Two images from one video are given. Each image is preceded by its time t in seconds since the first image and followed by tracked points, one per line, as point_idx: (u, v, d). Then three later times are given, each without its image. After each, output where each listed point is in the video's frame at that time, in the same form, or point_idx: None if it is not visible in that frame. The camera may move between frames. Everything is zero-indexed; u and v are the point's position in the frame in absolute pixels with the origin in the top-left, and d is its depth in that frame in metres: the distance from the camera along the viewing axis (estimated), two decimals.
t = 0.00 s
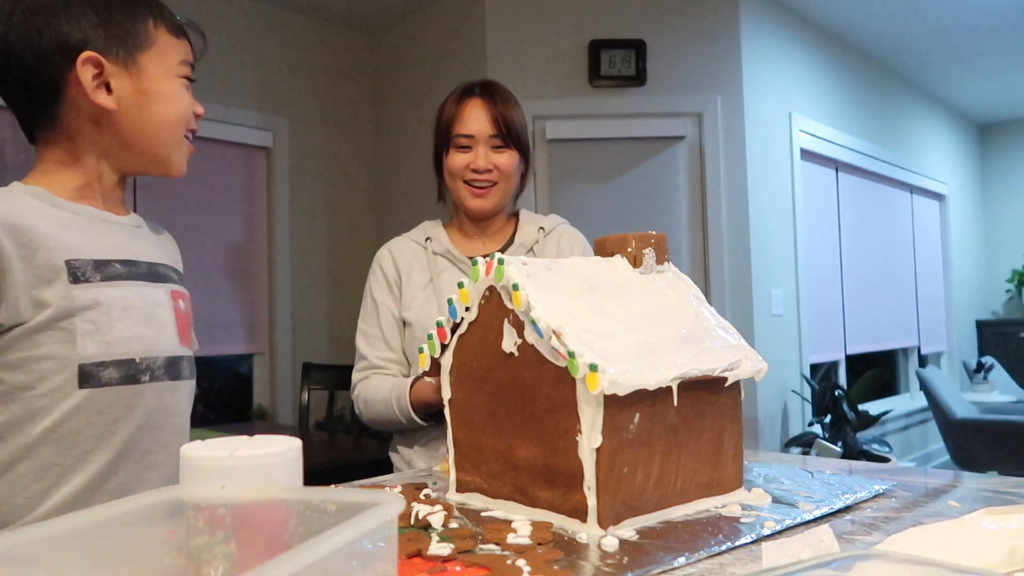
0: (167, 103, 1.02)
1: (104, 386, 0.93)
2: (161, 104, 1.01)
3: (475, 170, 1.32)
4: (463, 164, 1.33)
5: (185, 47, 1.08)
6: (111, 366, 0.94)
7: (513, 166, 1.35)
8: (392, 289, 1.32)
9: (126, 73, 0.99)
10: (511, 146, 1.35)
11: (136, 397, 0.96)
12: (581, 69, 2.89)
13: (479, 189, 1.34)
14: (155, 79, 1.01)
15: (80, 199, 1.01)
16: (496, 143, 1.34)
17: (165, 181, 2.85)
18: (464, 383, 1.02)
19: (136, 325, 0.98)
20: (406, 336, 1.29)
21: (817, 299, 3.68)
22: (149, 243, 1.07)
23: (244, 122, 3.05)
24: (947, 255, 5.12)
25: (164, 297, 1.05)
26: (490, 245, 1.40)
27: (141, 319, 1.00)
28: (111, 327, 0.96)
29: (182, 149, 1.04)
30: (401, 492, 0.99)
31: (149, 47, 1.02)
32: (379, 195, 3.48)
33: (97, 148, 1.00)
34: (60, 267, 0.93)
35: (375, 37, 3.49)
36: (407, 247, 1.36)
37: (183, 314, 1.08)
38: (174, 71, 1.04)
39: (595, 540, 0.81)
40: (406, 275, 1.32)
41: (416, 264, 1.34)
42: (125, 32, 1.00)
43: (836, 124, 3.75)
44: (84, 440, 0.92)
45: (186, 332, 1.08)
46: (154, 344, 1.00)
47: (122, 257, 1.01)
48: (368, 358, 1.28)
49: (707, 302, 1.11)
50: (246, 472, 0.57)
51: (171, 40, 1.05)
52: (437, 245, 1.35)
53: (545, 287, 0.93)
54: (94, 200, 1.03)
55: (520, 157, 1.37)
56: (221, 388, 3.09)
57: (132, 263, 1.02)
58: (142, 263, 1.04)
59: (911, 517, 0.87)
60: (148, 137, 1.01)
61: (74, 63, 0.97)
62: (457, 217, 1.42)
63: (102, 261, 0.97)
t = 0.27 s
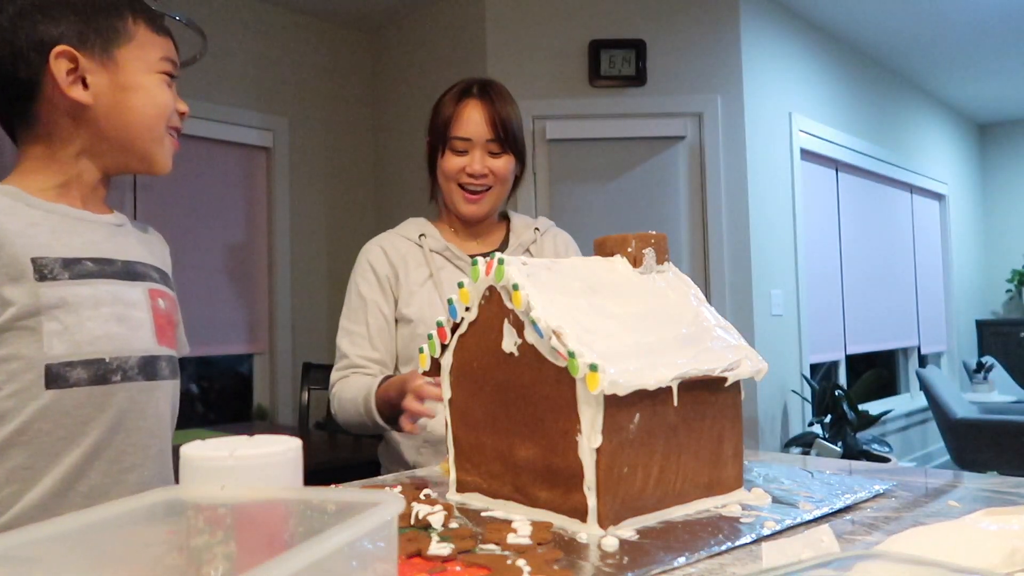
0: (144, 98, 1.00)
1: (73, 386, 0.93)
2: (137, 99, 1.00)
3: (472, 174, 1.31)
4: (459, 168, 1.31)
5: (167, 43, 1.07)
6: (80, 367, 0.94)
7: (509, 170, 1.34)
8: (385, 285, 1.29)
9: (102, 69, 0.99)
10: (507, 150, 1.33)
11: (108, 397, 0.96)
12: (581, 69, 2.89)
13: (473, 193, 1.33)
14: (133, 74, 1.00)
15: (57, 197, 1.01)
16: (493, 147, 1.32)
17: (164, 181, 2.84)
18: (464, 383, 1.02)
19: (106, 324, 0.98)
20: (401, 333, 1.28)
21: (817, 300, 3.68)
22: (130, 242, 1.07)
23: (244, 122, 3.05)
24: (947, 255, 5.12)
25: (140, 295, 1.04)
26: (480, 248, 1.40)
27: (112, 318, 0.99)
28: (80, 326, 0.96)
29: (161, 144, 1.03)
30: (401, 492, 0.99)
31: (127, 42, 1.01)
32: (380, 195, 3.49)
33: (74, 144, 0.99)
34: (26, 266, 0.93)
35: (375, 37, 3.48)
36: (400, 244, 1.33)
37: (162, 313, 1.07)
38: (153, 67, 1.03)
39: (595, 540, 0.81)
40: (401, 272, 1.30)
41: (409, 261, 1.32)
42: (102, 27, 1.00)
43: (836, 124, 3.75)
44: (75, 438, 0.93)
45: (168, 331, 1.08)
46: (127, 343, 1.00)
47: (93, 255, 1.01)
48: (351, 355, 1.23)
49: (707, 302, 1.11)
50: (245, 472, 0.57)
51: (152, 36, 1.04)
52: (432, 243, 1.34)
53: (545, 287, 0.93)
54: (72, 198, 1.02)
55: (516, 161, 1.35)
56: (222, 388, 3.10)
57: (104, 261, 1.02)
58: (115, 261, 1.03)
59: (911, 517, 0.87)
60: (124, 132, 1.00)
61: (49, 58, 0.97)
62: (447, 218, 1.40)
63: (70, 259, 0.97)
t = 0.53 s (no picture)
0: (110, 92, 0.98)
1: (72, 394, 0.94)
2: (103, 93, 0.98)
3: (450, 176, 1.31)
4: (437, 168, 1.31)
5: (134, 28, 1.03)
6: (78, 374, 0.95)
7: (485, 174, 1.35)
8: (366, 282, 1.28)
9: (65, 62, 0.96)
10: (485, 153, 1.34)
11: (107, 401, 0.97)
12: (581, 69, 2.89)
13: (450, 195, 1.33)
14: (99, 66, 0.97)
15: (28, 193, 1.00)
16: (472, 150, 1.33)
17: (164, 181, 2.84)
18: (464, 383, 1.02)
19: (99, 329, 0.99)
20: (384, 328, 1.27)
21: (817, 299, 3.68)
22: (108, 240, 1.08)
23: (243, 122, 3.05)
24: (947, 255, 5.12)
25: (129, 297, 1.06)
26: (450, 248, 1.41)
27: (105, 322, 1.01)
28: (74, 334, 0.96)
29: (126, 140, 1.01)
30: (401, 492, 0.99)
31: (91, 31, 0.97)
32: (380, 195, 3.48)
33: (38, 137, 0.98)
34: (19, 275, 0.93)
35: (375, 37, 3.49)
36: (375, 242, 1.32)
37: (149, 313, 1.09)
38: (119, 59, 1.00)
39: (595, 539, 0.81)
40: (382, 269, 1.29)
41: (387, 258, 1.31)
42: (64, 13, 0.95)
43: (836, 124, 3.75)
44: (78, 439, 0.95)
45: (154, 330, 1.10)
46: (119, 347, 1.01)
47: (81, 259, 1.01)
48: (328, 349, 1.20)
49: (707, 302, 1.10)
50: (250, 471, 0.57)
51: (116, 22, 1.00)
52: (408, 240, 1.34)
53: (545, 287, 0.92)
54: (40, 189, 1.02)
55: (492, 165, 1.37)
56: (222, 388, 3.10)
57: (94, 265, 1.03)
58: (104, 266, 1.04)
59: (911, 517, 0.87)
60: (89, 128, 0.98)
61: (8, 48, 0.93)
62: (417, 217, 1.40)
63: (61, 265, 0.98)
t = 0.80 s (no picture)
0: (117, 92, 1.02)
1: (76, 390, 0.98)
2: (111, 94, 1.02)
3: (417, 181, 1.31)
4: (404, 173, 1.31)
5: (143, 36, 1.09)
6: (82, 370, 0.99)
7: (453, 180, 1.36)
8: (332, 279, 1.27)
9: (73, 67, 1.01)
10: (453, 158, 1.35)
11: (112, 397, 1.01)
12: (581, 69, 2.89)
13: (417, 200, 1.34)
14: (104, 69, 1.02)
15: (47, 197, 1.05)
16: (441, 156, 1.33)
17: (164, 181, 2.84)
18: (464, 383, 1.02)
19: (105, 328, 1.03)
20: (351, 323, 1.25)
21: (817, 299, 3.68)
22: (121, 238, 1.11)
23: (243, 122, 3.05)
24: (947, 255, 5.12)
25: (138, 296, 1.09)
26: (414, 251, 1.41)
27: (113, 320, 1.04)
28: (80, 331, 1.00)
29: (137, 139, 1.05)
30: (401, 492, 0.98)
31: (99, 38, 1.03)
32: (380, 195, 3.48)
33: (55, 142, 1.03)
34: (24, 274, 0.97)
35: (375, 38, 3.49)
36: (340, 241, 1.31)
37: (161, 312, 1.12)
38: (124, 61, 1.04)
39: (595, 540, 0.81)
40: (348, 266, 1.28)
41: (353, 256, 1.30)
42: (73, 25, 1.02)
43: (836, 124, 3.75)
44: (74, 441, 0.98)
45: (167, 327, 1.13)
46: (125, 346, 1.05)
47: (91, 258, 1.05)
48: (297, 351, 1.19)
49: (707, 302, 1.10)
50: (247, 471, 0.57)
51: (125, 31, 1.06)
52: (373, 239, 1.33)
53: (544, 287, 0.92)
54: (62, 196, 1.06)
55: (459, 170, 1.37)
56: (222, 388, 3.09)
57: (104, 264, 1.06)
58: (113, 264, 1.07)
59: (911, 517, 0.87)
60: (100, 128, 1.02)
61: (20, 57, 1.00)
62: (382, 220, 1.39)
63: (67, 265, 1.01)
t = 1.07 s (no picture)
0: (179, 107, 0.98)
1: (148, 381, 0.92)
2: (173, 108, 0.98)
3: (386, 172, 1.30)
4: (373, 162, 1.29)
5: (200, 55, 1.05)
6: (154, 361, 0.93)
7: (419, 173, 1.35)
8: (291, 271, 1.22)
9: (139, 79, 0.96)
10: (420, 152, 1.35)
11: (178, 391, 0.95)
12: (581, 68, 2.89)
13: (384, 192, 1.32)
14: (168, 84, 0.98)
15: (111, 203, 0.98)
16: (410, 148, 1.32)
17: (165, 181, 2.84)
18: (463, 383, 1.02)
19: (172, 322, 0.97)
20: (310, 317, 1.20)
21: (817, 299, 3.68)
22: (175, 242, 1.05)
23: (244, 122, 3.05)
24: (947, 254, 5.12)
25: (197, 296, 1.03)
26: (375, 246, 1.38)
27: (178, 317, 0.99)
28: (149, 325, 0.94)
29: (192, 155, 1.01)
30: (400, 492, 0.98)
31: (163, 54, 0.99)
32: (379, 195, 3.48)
33: (115, 151, 0.97)
34: (101, 266, 0.91)
35: (375, 38, 3.48)
36: (298, 232, 1.26)
37: (217, 312, 1.06)
38: (186, 79, 1.00)
39: (595, 540, 0.81)
40: (308, 258, 1.23)
41: (313, 248, 1.25)
42: (140, 38, 0.97)
43: (836, 124, 3.75)
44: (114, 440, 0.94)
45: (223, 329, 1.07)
46: (191, 341, 0.99)
47: (156, 256, 0.99)
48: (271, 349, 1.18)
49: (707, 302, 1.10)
50: (246, 472, 0.57)
51: (186, 48, 1.02)
52: (332, 231, 1.28)
53: (544, 287, 0.92)
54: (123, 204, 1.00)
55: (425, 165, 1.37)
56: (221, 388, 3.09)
57: (166, 262, 1.00)
58: (173, 263, 1.02)
59: (911, 517, 0.87)
60: (160, 140, 0.97)
61: (88, 67, 0.94)
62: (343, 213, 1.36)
63: (138, 259, 0.96)
